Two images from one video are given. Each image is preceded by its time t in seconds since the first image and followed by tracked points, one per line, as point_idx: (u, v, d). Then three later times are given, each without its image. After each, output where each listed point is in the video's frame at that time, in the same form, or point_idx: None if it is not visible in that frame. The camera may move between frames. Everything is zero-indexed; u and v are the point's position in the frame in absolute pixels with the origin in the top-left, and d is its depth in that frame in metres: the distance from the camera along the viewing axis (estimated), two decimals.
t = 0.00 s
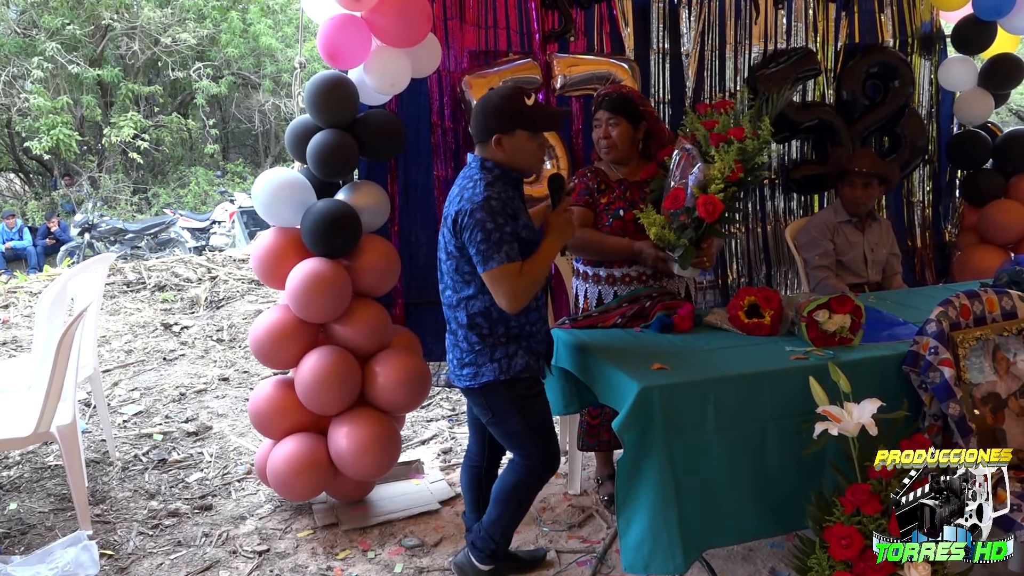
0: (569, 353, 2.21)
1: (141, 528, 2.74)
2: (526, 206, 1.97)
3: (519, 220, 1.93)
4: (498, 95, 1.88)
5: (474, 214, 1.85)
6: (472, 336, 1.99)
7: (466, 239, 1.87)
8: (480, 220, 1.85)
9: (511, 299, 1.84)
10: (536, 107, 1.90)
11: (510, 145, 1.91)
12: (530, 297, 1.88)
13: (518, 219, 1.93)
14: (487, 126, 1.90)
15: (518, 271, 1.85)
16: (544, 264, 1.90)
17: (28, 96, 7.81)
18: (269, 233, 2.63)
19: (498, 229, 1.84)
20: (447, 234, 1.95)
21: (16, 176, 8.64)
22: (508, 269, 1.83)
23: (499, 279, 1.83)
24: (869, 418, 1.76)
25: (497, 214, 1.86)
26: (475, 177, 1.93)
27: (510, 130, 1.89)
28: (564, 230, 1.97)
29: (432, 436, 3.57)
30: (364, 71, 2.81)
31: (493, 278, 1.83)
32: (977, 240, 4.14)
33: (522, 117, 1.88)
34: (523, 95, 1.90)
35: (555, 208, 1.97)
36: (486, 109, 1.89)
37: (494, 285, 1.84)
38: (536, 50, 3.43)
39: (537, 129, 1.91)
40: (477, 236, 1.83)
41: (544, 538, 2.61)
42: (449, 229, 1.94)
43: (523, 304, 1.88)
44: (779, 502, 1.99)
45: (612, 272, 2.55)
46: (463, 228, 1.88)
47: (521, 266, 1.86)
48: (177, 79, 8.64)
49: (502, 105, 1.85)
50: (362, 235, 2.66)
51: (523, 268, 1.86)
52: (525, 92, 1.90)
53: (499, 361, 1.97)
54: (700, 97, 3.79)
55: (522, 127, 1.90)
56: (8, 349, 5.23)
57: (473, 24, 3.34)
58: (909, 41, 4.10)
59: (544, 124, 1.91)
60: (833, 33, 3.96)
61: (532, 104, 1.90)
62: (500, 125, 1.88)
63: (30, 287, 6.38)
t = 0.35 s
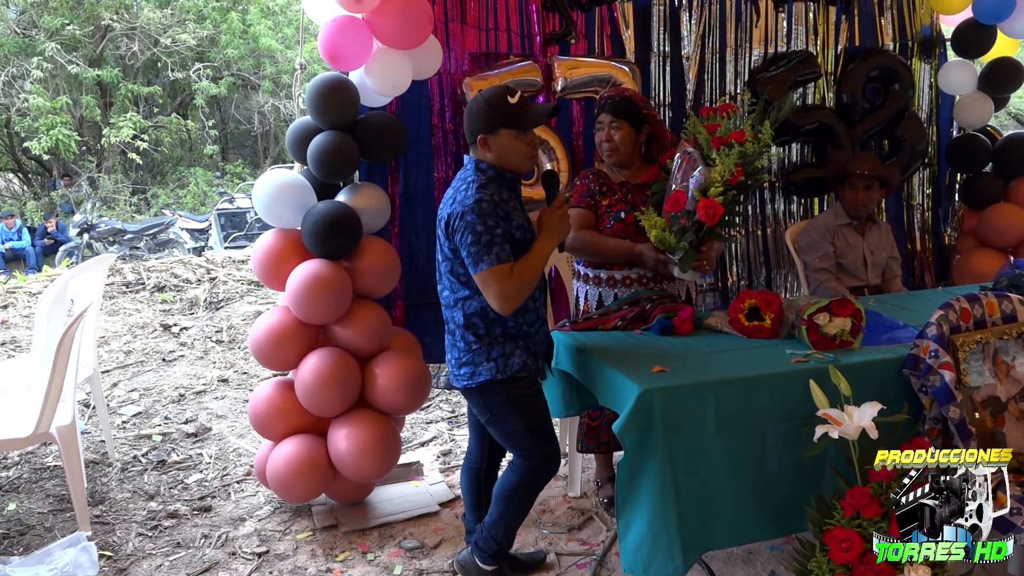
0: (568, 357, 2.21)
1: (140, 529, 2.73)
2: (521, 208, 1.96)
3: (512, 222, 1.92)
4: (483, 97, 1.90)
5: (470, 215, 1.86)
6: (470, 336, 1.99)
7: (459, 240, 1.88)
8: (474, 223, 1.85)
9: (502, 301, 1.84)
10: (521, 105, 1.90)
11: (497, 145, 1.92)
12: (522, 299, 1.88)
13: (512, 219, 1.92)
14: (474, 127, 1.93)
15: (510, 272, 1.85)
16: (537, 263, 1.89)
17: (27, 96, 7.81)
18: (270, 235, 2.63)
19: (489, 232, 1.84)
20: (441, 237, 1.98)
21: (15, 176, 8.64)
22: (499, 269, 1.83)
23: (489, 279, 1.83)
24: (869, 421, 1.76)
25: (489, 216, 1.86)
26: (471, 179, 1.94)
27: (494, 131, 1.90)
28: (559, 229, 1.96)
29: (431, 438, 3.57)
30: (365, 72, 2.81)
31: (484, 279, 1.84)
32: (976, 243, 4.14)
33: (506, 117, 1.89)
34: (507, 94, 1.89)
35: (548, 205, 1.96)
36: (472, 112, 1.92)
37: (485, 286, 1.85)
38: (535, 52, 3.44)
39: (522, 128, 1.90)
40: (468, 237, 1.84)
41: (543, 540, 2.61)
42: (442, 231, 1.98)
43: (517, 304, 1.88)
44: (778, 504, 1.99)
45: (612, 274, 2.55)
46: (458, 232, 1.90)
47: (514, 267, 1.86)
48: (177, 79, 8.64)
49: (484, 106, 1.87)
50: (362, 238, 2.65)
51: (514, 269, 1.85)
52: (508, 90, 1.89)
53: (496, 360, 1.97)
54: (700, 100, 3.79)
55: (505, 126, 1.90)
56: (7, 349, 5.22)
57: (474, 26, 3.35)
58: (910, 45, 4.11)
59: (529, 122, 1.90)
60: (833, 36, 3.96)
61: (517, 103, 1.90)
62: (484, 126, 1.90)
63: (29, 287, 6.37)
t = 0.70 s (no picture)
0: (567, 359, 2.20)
1: (139, 530, 2.73)
2: (515, 212, 1.95)
3: (499, 224, 1.90)
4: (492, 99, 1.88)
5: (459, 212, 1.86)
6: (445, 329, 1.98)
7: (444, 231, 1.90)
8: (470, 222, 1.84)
9: (473, 297, 1.84)
10: (527, 113, 1.85)
11: (500, 148, 1.90)
12: (495, 300, 1.86)
13: (499, 220, 1.90)
14: (482, 129, 1.92)
15: (483, 271, 1.84)
16: (511, 274, 1.87)
17: (28, 96, 7.80)
18: (270, 236, 2.63)
19: (476, 229, 1.85)
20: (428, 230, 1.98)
21: (16, 177, 8.64)
22: (474, 265, 1.83)
23: (460, 272, 1.83)
24: (869, 425, 1.76)
25: (478, 211, 1.86)
26: (472, 177, 1.94)
27: (496, 134, 1.88)
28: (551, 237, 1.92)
29: (431, 440, 3.57)
30: (366, 74, 2.81)
31: (458, 271, 1.84)
32: (976, 247, 4.14)
33: (508, 122, 1.86)
34: (515, 100, 1.85)
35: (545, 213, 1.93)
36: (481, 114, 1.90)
37: (458, 279, 1.85)
38: (537, 55, 3.44)
39: (524, 136, 1.86)
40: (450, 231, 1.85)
41: (543, 543, 2.61)
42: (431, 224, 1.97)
43: (485, 306, 1.86)
44: (777, 507, 1.99)
45: (613, 276, 2.56)
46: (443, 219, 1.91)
47: (489, 266, 1.85)
48: (178, 81, 8.65)
49: (487, 109, 1.85)
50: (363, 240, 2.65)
51: (490, 267, 1.85)
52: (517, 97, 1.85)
53: (462, 358, 1.97)
54: (700, 104, 3.80)
55: (508, 131, 1.87)
56: (7, 350, 5.22)
57: (475, 28, 3.35)
58: (910, 49, 4.12)
59: (531, 131, 1.84)
60: (834, 40, 3.97)
61: (524, 109, 1.85)
62: (488, 128, 1.89)
63: (29, 288, 6.37)
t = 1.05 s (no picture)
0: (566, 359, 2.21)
1: (136, 532, 2.72)
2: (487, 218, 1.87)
3: (465, 227, 1.84)
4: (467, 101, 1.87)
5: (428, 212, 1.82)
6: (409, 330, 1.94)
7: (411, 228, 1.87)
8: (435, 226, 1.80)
9: (427, 299, 1.78)
10: (495, 111, 1.82)
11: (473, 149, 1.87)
12: (452, 304, 1.80)
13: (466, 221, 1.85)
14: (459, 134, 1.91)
15: (440, 273, 1.78)
16: (472, 279, 1.79)
17: (26, 97, 7.80)
18: (268, 237, 2.63)
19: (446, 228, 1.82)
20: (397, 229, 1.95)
21: (13, 178, 8.65)
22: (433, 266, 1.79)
23: (419, 271, 1.80)
24: (865, 427, 1.75)
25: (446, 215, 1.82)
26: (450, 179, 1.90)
27: (467, 135, 1.87)
28: (519, 245, 1.82)
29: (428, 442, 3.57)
30: (364, 76, 2.80)
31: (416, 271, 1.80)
32: (973, 250, 4.15)
33: (477, 122, 1.83)
34: (485, 101, 1.83)
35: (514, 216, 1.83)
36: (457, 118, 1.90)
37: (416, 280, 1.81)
38: (535, 57, 3.46)
39: (491, 135, 1.81)
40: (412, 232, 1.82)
41: (540, 545, 2.60)
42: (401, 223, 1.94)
43: (443, 309, 1.80)
44: (775, 510, 1.99)
45: (610, 278, 2.56)
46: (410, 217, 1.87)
47: (448, 268, 1.79)
48: (176, 82, 8.65)
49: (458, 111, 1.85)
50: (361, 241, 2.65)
51: (449, 270, 1.79)
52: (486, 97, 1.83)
53: (416, 360, 1.91)
54: (698, 106, 3.80)
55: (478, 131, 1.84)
56: (4, 351, 5.21)
57: (473, 30, 3.35)
58: (907, 52, 4.13)
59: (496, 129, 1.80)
60: (831, 43, 3.98)
61: (492, 108, 1.82)
62: (462, 130, 1.88)
63: (26, 289, 6.36)
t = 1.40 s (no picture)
0: (562, 359, 2.22)
1: (131, 535, 2.72)
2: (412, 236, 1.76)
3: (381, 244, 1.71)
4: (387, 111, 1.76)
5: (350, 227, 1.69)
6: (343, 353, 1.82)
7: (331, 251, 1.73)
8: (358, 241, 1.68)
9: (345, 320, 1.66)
10: (415, 119, 1.71)
11: (394, 161, 1.75)
12: (370, 325, 1.66)
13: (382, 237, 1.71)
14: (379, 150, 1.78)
15: (355, 292, 1.65)
16: (390, 297, 1.65)
17: (21, 98, 7.78)
18: (264, 239, 2.62)
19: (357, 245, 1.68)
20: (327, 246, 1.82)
21: (8, 180, 8.65)
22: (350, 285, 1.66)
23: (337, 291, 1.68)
24: (861, 427, 1.75)
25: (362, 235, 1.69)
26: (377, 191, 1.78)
27: (389, 146, 1.74)
28: (440, 259, 1.67)
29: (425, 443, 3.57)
30: (359, 77, 2.79)
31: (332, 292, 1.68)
32: (968, 250, 4.17)
33: (397, 130, 1.72)
34: (403, 110, 1.73)
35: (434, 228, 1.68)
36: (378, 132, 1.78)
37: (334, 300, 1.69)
38: (530, 58, 3.46)
39: (414, 143, 1.70)
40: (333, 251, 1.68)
41: (536, 546, 2.60)
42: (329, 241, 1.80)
43: (364, 330, 1.67)
44: (772, 510, 2.00)
45: (606, 278, 2.57)
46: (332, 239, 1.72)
47: (365, 286, 1.66)
48: (172, 83, 8.64)
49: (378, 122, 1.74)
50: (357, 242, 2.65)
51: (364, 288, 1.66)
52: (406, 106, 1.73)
53: (355, 385, 1.80)
54: (694, 107, 3.80)
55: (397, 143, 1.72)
56: None
57: (469, 32, 3.36)
58: (901, 53, 4.14)
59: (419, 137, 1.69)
60: (826, 44, 3.98)
61: (413, 117, 1.72)
62: (383, 140, 1.75)
63: (21, 291, 6.34)
